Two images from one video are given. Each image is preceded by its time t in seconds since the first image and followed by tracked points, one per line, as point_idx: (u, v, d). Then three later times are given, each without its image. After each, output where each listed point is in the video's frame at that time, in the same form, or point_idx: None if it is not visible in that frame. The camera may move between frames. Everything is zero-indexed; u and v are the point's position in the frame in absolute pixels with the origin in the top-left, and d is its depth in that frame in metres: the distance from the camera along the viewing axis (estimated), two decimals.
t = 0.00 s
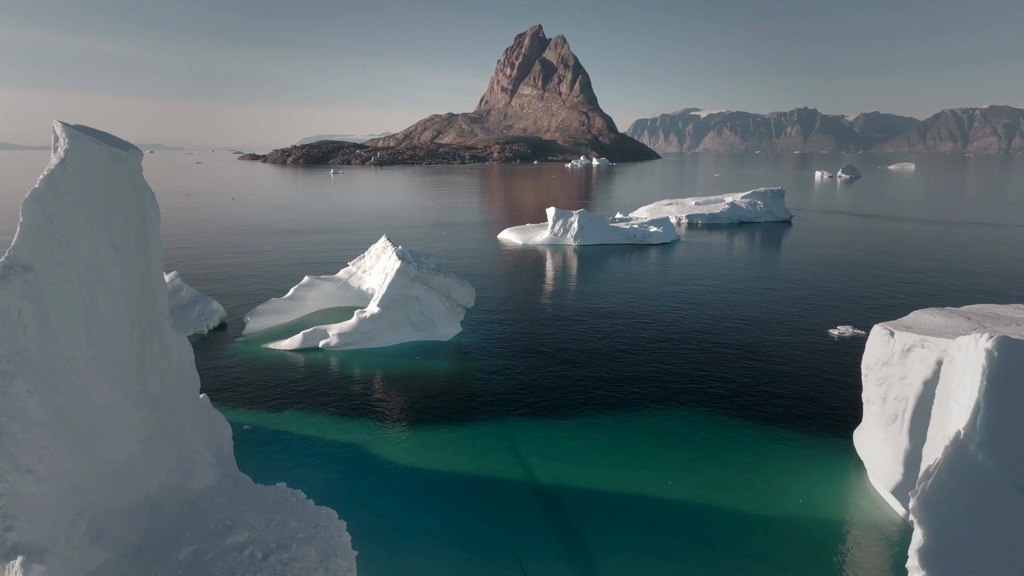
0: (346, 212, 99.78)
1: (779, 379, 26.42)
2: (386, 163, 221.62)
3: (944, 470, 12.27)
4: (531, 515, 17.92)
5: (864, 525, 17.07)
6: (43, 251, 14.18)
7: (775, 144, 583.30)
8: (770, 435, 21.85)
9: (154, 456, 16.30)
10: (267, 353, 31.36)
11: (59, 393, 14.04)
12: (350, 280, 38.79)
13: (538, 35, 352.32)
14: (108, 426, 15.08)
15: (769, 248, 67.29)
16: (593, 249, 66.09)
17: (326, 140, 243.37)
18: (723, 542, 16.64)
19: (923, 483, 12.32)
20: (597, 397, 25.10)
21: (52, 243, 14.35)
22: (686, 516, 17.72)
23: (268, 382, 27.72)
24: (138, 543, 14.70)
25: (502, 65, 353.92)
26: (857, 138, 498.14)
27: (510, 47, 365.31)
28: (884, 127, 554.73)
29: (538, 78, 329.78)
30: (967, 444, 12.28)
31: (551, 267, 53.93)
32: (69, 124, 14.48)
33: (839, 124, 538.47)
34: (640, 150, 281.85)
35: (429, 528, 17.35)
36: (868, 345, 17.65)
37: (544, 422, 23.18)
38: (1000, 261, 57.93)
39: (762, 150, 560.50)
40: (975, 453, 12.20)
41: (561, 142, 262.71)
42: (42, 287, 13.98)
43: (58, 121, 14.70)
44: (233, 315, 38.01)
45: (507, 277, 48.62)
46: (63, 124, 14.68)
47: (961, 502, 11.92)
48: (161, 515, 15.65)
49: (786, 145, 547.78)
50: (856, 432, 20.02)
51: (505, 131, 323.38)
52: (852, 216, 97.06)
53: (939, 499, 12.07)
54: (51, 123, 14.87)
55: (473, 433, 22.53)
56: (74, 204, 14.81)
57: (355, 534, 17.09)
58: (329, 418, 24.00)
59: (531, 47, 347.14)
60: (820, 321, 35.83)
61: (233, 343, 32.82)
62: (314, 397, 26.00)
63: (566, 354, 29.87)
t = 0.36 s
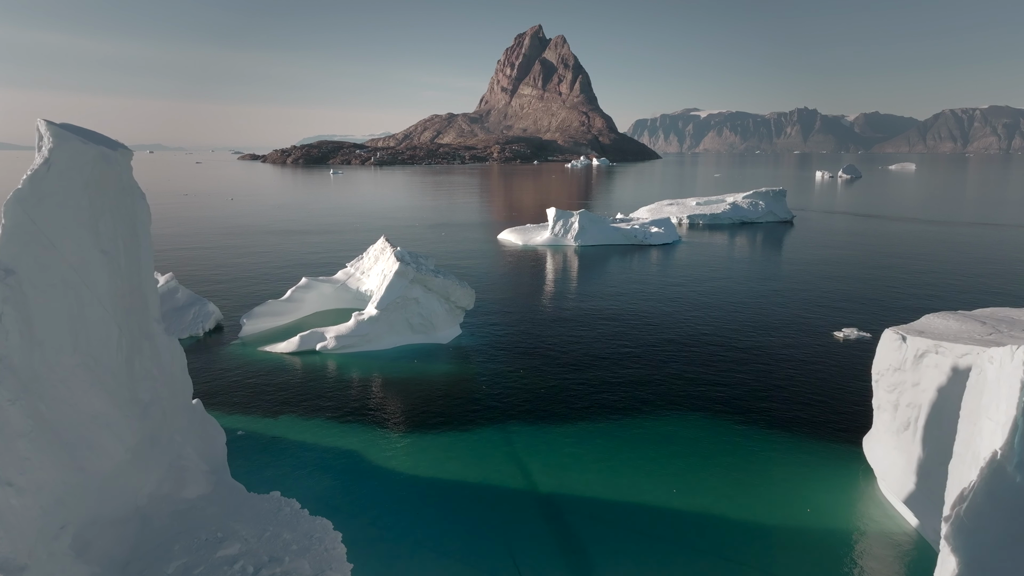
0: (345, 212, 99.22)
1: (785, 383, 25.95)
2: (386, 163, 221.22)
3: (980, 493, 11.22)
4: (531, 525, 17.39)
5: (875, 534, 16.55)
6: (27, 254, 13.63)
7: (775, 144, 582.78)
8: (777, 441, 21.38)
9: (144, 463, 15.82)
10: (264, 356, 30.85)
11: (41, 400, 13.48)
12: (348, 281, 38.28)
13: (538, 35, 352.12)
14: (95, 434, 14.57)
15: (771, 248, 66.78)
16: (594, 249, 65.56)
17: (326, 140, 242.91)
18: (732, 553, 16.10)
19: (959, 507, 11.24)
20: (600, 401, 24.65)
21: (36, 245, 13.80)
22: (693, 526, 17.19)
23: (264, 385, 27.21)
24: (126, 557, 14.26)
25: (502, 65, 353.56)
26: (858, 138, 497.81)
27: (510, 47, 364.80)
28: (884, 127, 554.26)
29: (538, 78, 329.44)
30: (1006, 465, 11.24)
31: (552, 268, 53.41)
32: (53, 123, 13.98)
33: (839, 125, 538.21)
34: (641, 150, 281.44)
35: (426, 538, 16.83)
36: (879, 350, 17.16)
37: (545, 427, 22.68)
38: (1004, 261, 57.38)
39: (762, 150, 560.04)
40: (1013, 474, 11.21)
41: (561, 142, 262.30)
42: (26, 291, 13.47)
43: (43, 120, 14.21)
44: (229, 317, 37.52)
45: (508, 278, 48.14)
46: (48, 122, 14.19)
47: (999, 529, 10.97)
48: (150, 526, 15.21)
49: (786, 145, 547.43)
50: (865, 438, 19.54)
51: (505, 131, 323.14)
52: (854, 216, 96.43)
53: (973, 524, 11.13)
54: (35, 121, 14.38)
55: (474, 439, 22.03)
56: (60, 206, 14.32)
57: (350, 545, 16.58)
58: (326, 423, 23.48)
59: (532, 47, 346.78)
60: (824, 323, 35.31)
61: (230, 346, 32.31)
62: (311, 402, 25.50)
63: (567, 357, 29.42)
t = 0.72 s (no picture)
0: (344, 212, 98.64)
1: (792, 387, 25.47)
2: (386, 163, 220.66)
3: None
4: (531, 535, 16.90)
5: (887, 546, 16.03)
6: (7, 257, 13.10)
7: (775, 144, 582.32)
8: (783, 447, 20.89)
9: (132, 473, 15.33)
10: (260, 359, 30.32)
11: (21, 409, 12.95)
12: (346, 283, 37.75)
13: (538, 35, 351.62)
14: (79, 444, 14.06)
15: (773, 249, 66.30)
16: (595, 250, 65.03)
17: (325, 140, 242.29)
18: (740, 565, 15.58)
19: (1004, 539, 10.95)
20: (601, 406, 24.19)
21: (18, 248, 13.28)
22: (700, 537, 16.68)
23: (259, 389, 26.70)
24: (113, 570, 13.83)
25: (502, 65, 353.04)
26: (858, 138, 497.30)
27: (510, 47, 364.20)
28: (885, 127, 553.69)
29: (538, 78, 328.91)
30: None
31: (552, 269, 52.84)
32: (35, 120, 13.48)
33: (839, 124, 537.65)
34: (641, 150, 280.93)
35: (422, 549, 16.34)
36: (891, 356, 16.63)
37: (547, 433, 22.20)
38: (1008, 262, 56.84)
39: (762, 150, 559.37)
40: None
41: (561, 142, 261.73)
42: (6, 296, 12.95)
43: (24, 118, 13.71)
44: (226, 319, 36.98)
45: (508, 279, 47.60)
46: (30, 120, 13.70)
47: None
48: (138, 539, 14.72)
49: (786, 145, 546.86)
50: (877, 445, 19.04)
51: (506, 131, 322.71)
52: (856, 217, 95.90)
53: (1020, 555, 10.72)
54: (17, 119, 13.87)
55: (473, 445, 21.54)
56: (42, 207, 13.80)
57: (344, 555, 16.09)
58: (322, 429, 22.97)
59: (531, 47, 346.23)
60: (828, 325, 34.83)
61: (225, 348, 31.79)
62: (306, 406, 24.98)
63: (567, 360, 28.95)
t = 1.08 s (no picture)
0: (344, 212, 98.13)
1: (797, 392, 24.95)
2: (386, 164, 220.28)
3: None
4: (533, 547, 16.33)
5: (900, 559, 15.51)
6: None
7: (775, 144, 581.92)
8: (792, 456, 20.34)
9: (120, 483, 14.81)
10: (255, 362, 29.73)
11: None
12: (344, 284, 37.23)
13: (538, 35, 351.33)
14: (62, 455, 13.52)
15: (774, 249, 65.76)
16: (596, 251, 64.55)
17: (325, 140, 241.82)
18: None
19: None
20: (602, 412, 23.67)
21: None
22: (706, 549, 16.15)
23: (254, 394, 26.12)
24: None
25: (502, 65, 352.64)
26: (858, 138, 496.96)
27: (509, 47, 363.62)
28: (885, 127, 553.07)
29: (538, 78, 328.47)
30: None
31: (552, 270, 52.28)
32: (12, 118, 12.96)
33: (839, 125, 537.34)
34: (641, 151, 280.63)
35: (420, 561, 15.77)
36: (904, 362, 16.09)
37: (547, 440, 21.68)
38: (1012, 262, 56.34)
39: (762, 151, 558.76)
40: None
41: (561, 142, 261.25)
42: None
43: (4, 116, 13.22)
44: (222, 321, 36.47)
45: (507, 281, 47.02)
46: (10, 119, 13.20)
47: None
48: (124, 552, 14.19)
49: (787, 146, 546.43)
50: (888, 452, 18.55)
51: (506, 131, 322.36)
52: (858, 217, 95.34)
53: None
54: None
55: (473, 453, 21.00)
56: (23, 208, 13.27)
57: (339, 569, 15.53)
58: (317, 435, 22.40)
59: (531, 48, 345.87)
60: (833, 328, 34.24)
61: (221, 352, 31.23)
62: (302, 412, 24.37)
63: (568, 363, 28.49)
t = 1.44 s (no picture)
0: (343, 212, 97.63)
1: (804, 397, 24.43)
2: (385, 164, 219.81)
3: None
4: (534, 559, 15.83)
5: (915, 573, 14.96)
6: None
7: (775, 144, 581.51)
8: (800, 463, 19.84)
9: (106, 494, 14.27)
10: (251, 366, 29.23)
11: None
12: (342, 286, 36.74)
13: (538, 35, 351.02)
14: (44, 467, 12.99)
15: (776, 250, 65.23)
16: (596, 252, 64.04)
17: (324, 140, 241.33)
18: None
19: None
20: (605, 418, 23.17)
21: None
22: (714, 562, 15.60)
23: (249, 399, 25.62)
24: None
25: (502, 65, 352.31)
26: (858, 138, 496.74)
27: (509, 47, 363.17)
28: (885, 127, 552.60)
29: (538, 78, 328.02)
30: None
31: (553, 271, 51.76)
32: None
33: (839, 125, 536.94)
34: (641, 150, 280.19)
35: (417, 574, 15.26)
36: (918, 368, 15.59)
37: (549, 447, 21.19)
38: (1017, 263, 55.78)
39: (763, 151, 558.18)
40: None
41: (561, 142, 260.79)
42: None
43: None
44: (218, 323, 35.95)
45: (507, 282, 46.53)
46: None
47: None
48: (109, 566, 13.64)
49: (787, 146, 545.97)
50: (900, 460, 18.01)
51: (506, 131, 321.96)
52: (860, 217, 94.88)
53: None
54: None
55: (472, 460, 20.52)
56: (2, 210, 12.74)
57: None
58: (313, 442, 21.89)
59: (531, 48, 345.60)
60: (838, 330, 33.71)
61: (216, 355, 30.72)
62: (298, 417, 23.86)
63: (570, 366, 27.99)
